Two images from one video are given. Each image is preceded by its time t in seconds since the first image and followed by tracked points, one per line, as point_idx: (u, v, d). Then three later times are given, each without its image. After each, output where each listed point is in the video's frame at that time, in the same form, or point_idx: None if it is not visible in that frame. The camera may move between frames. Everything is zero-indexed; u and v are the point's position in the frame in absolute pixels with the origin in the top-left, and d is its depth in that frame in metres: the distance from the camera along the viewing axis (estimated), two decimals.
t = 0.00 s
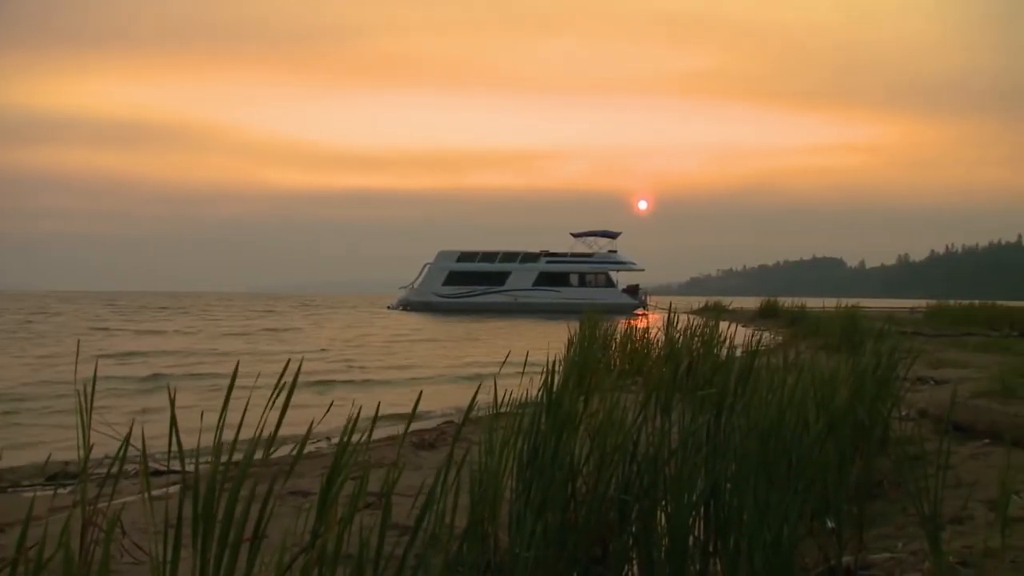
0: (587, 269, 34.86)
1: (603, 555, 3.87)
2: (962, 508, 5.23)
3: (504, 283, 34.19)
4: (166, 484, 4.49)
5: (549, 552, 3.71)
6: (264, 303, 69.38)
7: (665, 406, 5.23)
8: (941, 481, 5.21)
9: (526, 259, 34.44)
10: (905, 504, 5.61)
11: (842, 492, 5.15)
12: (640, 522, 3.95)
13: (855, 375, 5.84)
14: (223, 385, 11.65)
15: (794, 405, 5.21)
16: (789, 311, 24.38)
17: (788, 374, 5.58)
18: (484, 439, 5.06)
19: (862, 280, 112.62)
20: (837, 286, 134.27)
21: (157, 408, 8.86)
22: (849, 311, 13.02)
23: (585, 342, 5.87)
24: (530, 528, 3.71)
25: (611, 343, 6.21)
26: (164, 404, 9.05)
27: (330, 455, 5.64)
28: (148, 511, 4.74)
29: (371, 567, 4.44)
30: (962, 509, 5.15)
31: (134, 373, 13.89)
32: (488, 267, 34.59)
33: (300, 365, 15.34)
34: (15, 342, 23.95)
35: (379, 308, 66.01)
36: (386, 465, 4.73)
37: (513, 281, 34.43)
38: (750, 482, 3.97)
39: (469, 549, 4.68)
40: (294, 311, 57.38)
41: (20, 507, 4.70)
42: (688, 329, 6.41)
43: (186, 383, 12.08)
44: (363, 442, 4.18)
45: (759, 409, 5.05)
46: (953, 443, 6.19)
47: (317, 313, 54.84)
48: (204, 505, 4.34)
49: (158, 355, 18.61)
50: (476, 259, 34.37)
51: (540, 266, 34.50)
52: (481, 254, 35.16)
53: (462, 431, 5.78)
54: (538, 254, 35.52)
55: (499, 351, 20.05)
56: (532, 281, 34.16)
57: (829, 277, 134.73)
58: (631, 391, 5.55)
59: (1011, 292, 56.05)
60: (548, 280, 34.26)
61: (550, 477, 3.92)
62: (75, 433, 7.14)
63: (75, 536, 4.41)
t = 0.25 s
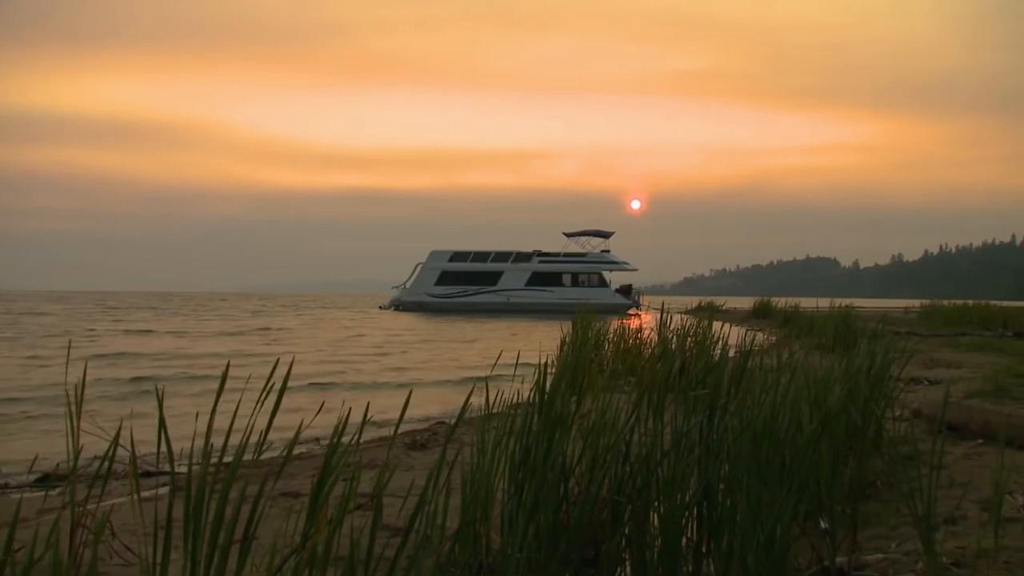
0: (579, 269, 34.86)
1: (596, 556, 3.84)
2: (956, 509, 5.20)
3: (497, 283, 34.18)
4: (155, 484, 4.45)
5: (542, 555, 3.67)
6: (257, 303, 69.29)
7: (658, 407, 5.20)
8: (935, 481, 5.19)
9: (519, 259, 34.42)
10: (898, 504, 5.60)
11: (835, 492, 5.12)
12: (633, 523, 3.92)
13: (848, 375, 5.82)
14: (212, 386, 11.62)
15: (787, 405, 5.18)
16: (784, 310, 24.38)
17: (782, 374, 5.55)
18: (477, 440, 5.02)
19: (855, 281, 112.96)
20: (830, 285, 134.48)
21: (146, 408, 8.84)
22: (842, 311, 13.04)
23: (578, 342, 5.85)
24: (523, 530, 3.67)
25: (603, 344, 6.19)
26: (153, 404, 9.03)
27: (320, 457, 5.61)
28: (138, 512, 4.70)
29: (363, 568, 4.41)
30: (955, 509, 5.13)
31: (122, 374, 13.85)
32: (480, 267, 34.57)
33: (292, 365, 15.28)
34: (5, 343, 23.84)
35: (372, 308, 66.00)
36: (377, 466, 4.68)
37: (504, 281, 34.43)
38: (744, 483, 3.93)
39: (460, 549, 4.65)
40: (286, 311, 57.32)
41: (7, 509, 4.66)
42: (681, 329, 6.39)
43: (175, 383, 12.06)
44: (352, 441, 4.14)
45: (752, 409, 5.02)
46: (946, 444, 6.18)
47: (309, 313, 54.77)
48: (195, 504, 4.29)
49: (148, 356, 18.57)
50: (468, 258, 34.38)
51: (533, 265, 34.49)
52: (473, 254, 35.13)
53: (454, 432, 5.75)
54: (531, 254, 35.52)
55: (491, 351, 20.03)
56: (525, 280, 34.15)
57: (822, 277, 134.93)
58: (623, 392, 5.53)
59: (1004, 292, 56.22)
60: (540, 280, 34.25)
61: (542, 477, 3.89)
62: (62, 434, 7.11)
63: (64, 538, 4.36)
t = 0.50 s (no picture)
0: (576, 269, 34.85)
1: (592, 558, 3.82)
2: (954, 510, 5.19)
3: (493, 283, 34.16)
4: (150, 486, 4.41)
5: (538, 557, 3.64)
6: (253, 304, 69.23)
7: (655, 407, 5.18)
8: (933, 482, 5.17)
9: (515, 259, 34.41)
10: (895, 505, 5.58)
11: (833, 492, 5.09)
12: (630, 524, 3.90)
13: (846, 375, 5.80)
14: (207, 386, 11.58)
15: (785, 405, 5.15)
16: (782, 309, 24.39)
17: (781, 375, 5.52)
18: (474, 440, 5.00)
19: (853, 280, 113.06)
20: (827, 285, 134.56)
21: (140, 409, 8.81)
22: (839, 311, 13.03)
23: (574, 342, 5.83)
24: (519, 532, 3.65)
25: (600, 344, 6.17)
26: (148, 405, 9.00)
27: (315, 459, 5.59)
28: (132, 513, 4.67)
29: (358, 570, 4.37)
30: (954, 510, 5.11)
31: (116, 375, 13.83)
32: (476, 267, 34.55)
33: (288, 366, 15.27)
34: None
35: (368, 307, 65.94)
36: (373, 467, 4.65)
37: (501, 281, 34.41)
38: (741, 484, 3.91)
39: (456, 550, 4.62)
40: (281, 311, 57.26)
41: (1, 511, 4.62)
42: (678, 329, 6.37)
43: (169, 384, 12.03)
44: (348, 442, 4.11)
45: (750, 409, 5.00)
46: (944, 444, 6.16)
47: (304, 313, 54.72)
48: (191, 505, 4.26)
49: (143, 357, 18.51)
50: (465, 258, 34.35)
51: (529, 265, 34.48)
52: (469, 254, 35.12)
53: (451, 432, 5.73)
54: (527, 254, 35.50)
55: (488, 352, 20.02)
56: (522, 280, 34.13)
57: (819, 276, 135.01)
58: (620, 392, 5.51)
59: (1001, 291, 56.24)
60: (537, 280, 34.24)
61: (538, 478, 3.86)
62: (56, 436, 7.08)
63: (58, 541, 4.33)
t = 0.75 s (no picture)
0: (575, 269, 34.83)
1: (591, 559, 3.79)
2: (955, 511, 5.16)
3: (491, 283, 34.14)
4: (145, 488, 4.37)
5: (537, 558, 3.61)
6: (251, 304, 69.22)
7: (655, 407, 5.15)
8: (934, 483, 5.14)
9: (514, 259, 34.39)
10: (897, 506, 5.55)
11: (834, 492, 5.06)
12: (629, 525, 3.87)
13: (847, 376, 5.77)
14: (204, 387, 11.56)
15: (785, 406, 5.12)
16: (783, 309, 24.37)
17: (782, 375, 5.49)
18: (473, 441, 4.96)
19: (852, 281, 113.04)
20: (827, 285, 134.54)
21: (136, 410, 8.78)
22: (839, 311, 13.01)
23: (574, 342, 5.80)
24: (518, 532, 3.62)
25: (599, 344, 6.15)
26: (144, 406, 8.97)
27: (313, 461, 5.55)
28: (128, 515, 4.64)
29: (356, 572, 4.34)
30: (954, 511, 5.08)
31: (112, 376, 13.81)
32: (475, 267, 34.52)
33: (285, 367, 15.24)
34: None
35: (366, 308, 65.93)
36: (371, 468, 4.61)
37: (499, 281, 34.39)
38: (741, 485, 3.88)
39: (455, 552, 4.59)
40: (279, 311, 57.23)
41: None
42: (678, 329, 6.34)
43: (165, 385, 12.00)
44: (345, 443, 4.08)
45: (750, 409, 4.97)
46: (945, 445, 6.13)
47: (302, 313, 54.69)
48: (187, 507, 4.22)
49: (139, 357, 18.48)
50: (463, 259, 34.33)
51: (528, 265, 34.46)
52: (468, 254, 35.10)
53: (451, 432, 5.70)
54: (526, 254, 35.48)
55: (486, 352, 20.00)
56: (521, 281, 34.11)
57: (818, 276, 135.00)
58: (620, 392, 5.48)
59: (1002, 291, 56.22)
60: (536, 280, 34.22)
61: (538, 479, 3.82)
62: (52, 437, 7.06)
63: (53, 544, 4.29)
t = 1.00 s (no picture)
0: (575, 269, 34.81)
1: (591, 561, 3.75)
2: (957, 512, 5.12)
3: (491, 283, 34.12)
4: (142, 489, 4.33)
5: (536, 560, 3.57)
6: (250, 304, 69.23)
7: (655, 407, 5.11)
8: (936, 484, 5.11)
9: (514, 259, 34.38)
10: (899, 508, 5.51)
11: (836, 493, 5.03)
12: (629, 527, 3.83)
13: (849, 376, 5.74)
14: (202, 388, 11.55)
15: (787, 406, 5.09)
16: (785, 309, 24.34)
17: (783, 376, 5.46)
18: (473, 441, 4.93)
19: (852, 281, 113.04)
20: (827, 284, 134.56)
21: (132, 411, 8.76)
22: (841, 311, 12.97)
23: (574, 342, 5.78)
24: (517, 535, 3.58)
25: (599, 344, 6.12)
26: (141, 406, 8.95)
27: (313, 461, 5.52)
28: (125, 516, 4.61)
29: (354, 573, 4.30)
30: (956, 512, 5.04)
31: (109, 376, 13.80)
32: (474, 267, 34.51)
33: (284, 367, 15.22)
34: None
35: (365, 307, 65.94)
36: (370, 469, 4.57)
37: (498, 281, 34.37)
38: (742, 486, 3.84)
39: (454, 553, 4.56)
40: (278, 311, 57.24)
41: None
42: (678, 330, 6.31)
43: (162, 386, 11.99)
44: (344, 444, 4.04)
45: (751, 410, 4.93)
46: (947, 446, 6.10)
47: (301, 313, 54.69)
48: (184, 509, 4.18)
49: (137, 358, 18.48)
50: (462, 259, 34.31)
51: (528, 265, 34.44)
52: (467, 254, 35.08)
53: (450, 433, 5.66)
54: (525, 254, 35.46)
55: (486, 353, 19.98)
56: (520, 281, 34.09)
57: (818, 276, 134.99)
58: (620, 393, 5.45)
59: (1004, 291, 56.13)
60: (535, 280, 34.20)
61: (538, 479, 3.79)
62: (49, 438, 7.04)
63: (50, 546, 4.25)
